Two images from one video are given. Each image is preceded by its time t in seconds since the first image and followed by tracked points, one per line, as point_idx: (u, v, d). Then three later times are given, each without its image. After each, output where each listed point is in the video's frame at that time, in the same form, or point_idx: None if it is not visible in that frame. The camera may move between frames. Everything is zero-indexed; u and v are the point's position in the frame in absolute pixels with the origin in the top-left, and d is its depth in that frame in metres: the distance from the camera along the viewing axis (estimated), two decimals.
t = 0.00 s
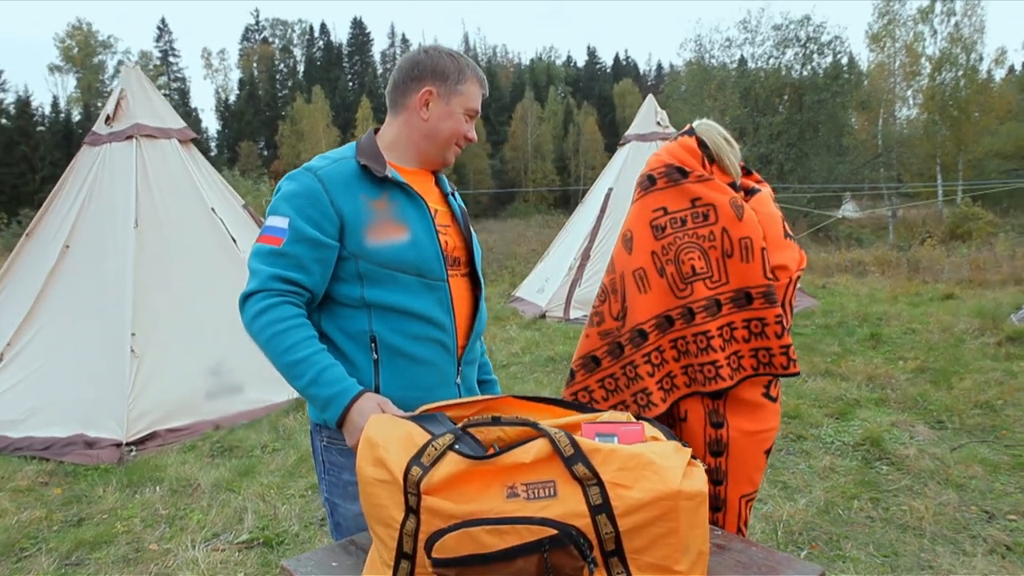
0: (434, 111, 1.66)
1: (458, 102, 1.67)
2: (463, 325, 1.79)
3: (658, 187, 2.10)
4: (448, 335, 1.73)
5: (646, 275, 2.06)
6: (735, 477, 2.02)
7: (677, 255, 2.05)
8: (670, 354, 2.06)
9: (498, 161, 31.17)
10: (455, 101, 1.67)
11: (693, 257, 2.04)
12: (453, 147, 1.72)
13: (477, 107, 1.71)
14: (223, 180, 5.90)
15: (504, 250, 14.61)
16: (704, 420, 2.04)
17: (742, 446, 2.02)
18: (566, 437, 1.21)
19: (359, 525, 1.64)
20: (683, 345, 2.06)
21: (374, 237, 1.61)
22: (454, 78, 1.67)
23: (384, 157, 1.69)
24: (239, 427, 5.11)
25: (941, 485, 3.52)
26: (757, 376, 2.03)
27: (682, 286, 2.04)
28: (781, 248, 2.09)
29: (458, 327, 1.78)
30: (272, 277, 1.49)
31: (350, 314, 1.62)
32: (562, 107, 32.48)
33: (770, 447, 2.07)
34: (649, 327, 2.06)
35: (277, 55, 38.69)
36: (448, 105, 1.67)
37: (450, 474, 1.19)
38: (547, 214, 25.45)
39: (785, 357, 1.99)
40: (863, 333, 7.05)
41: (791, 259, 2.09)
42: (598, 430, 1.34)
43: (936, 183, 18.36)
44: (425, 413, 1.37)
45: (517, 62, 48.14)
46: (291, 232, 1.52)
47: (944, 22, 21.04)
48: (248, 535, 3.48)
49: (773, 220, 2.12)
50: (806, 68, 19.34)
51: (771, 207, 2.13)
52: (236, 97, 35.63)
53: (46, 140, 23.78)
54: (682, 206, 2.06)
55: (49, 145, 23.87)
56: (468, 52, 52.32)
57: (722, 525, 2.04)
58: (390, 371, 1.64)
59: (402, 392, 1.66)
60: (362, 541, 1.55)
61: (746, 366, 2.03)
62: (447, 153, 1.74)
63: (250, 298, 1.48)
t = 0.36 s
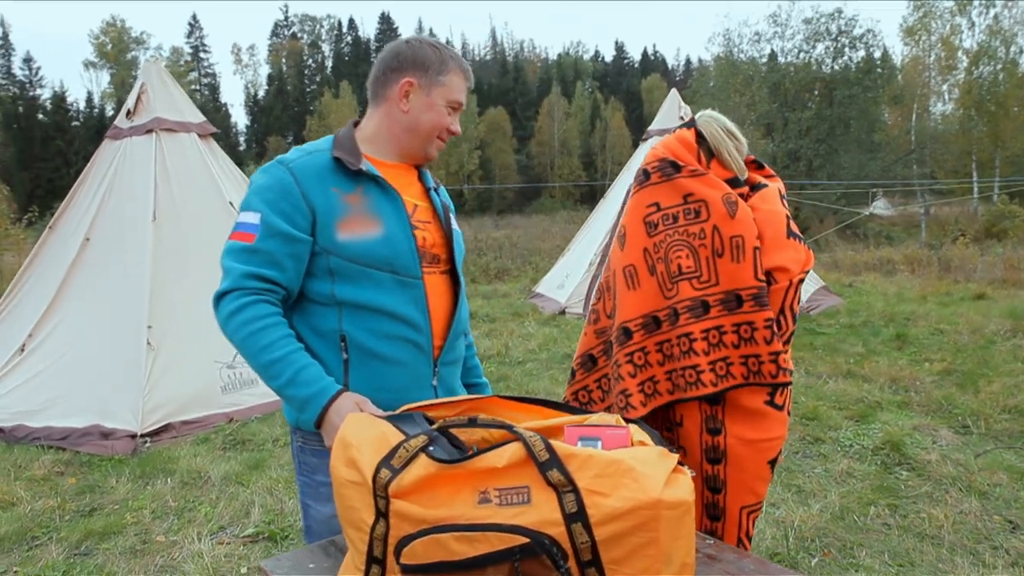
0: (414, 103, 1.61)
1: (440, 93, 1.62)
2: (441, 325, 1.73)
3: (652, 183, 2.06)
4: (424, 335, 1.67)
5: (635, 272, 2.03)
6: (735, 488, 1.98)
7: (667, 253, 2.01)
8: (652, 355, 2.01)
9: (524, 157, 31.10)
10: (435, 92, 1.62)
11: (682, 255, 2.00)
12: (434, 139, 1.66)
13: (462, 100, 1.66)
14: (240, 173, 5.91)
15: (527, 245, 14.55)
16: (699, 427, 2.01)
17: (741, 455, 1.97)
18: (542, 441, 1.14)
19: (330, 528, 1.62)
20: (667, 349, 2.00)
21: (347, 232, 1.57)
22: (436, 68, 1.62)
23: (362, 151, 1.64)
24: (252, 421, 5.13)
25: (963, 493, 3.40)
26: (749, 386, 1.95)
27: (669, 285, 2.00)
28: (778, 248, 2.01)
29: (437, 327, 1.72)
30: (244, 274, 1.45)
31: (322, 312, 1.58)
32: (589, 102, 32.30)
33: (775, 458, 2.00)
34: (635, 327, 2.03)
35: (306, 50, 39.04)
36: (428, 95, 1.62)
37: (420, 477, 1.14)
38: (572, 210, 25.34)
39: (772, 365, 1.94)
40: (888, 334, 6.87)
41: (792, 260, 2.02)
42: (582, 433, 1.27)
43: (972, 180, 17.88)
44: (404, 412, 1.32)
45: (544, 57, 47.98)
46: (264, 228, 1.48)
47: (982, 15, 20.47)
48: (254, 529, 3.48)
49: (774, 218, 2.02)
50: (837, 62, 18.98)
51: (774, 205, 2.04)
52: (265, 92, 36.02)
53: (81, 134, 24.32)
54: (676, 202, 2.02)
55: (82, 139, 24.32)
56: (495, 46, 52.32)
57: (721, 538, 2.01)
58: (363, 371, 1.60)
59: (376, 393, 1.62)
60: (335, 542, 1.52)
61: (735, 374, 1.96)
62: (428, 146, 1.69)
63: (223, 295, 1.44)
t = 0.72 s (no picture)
0: (356, 90, 1.57)
1: (381, 78, 1.57)
2: (397, 323, 1.67)
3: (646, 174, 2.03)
4: (378, 335, 1.62)
5: (623, 266, 2.02)
6: (736, 490, 1.95)
7: (658, 248, 1.98)
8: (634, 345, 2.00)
9: (547, 157, 31.08)
10: (375, 78, 1.57)
11: (672, 250, 1.96)
12: (381, 126, 1.61)
13: (405, 80, 1.60)
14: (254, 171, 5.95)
15: (548, 246, 14.50)
16: (698, 429, 1.98)
17: (741, 456, 1.94)
18: (525, 442, 1.10)
19: (287, 541, 1.58)
20: (651, 345, 1.98)
21: (295, 233, 1.52)
22: (373, 53, 1.57)
23: (305, 146, 1.59)
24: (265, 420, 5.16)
25: (986, 500, 3.30)
26: (745, 385, 1.91)
27: (659, 281, 1.98)
28: (778, 246, 1.94)
29: (392, 325, 1.66)
30: (195, 285, 1.41)
31: (271, 317, 1.54)
32: (612, 102, 32.14)
33: (779, 460, 1.96)
34: (622, 321, 2.01)
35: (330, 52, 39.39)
36: (369, 82, 1.56)
37: (398, 477, 1.10)
38: (595, 210, 25.22)
39: (761, 365, 1.88)
40: (912, 336, 6.73)
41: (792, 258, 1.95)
42: (570, 436, 1.22)
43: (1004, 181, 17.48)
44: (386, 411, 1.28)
45: (567, 58, 47.93)
46: (209, 234, 1.45)
47: (1016, 12, 20.00)
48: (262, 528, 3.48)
49: (772, 213, 1.96)
50: (864, 61, 18.67)
51: (774, 201, 1.97)
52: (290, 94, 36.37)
53: (110, 136, 24.75)
54: (669, 194, 1.99)
55: (111, 141, 24.78)
56: (519, 47, 52.31)
57: (723, 543, 1.97)
58: (318, 375, 1.56)
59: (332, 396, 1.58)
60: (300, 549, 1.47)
61: (724, 372, 1.92)
62: (375, 135, 1.64)
63: (173, 308, 1.42)
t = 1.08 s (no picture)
0: (285, 102, 1.46)
1: (310, 85, 1.47)
2: (332, 349, 1.59)
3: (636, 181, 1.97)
4: (313, 367, 1.54)
5: (615, 268, 1.97)
6: (741, 492, 1.89)
7: (649, 251, 1.92)
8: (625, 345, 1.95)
9: (566, 159, 31.08)
10: (303, 85, 1.46)
11: (662, 252, 1.90)
12: (317, 139, 1.51)
13: (335, 84, 1.51)
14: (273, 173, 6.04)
15: (566, 247, 14.50)
16: (700, 430, 1.92)
17: (744, 457, 1.88)
18: (531, 445, 1.09)
19: (219, 568, 1.52)
20: (640, 348, 1.93)
21: (232, 263, 1.42)
22: (297, 59, 1.46)
23: (237, 165, 1.48)
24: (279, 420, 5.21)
25: (1009, 509, 3.23)
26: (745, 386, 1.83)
27: (648, 283, 1.92)
28: (769, 246, 1.85)
29: (328, 352, 1.58)
30: (138, 321, 1.31)
31: (206, 349, 1.45)
32: (632, 104, 32.09)
33: (783, 460, 1.90)
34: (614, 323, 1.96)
35: (350, 54, 39.72)
36: (299, 91, 1.46)
37: (403, 479, 1.09)
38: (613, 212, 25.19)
39: (750, 365, 1.80)
40: (934, 341, 6.63)
41: (787, 257, 1.85)
42: (580, 440, 1.22)
43: None
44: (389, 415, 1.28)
45: (587, 59, 47.93)
46: (148, 265, 1.34)
47: None
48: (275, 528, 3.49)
49: (763, 211, 1.87)
50: (887, 62, 18.48)
51: (766, 200, 1.89)
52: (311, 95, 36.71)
53: (134, 137, 25.13)
54: (660, 197, 1.92)
55: (135, 143, 25.19)
56: (538, 48, 52.40)
57: (730, 546, 1.92)
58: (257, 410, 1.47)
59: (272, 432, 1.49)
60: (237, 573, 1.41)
61: (714, 374, 1.84)
62: (313, 145, 1.53)
63: (112, 348, 1.32)
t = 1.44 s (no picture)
0: (261, 108, 1.47)
1: (286, 90, 1.48)
2: (325, 347, 1.60)
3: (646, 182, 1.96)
4: (312, 368, 1.55)
5: (623, 270, 1.94)
6: (749, 491, 1.84)
7: (658, 252, 1.89)
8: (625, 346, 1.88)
9: (572, 161, 31.09)
10: (279, 89, 1.47)
11: (674, 254, 1.86)
12: (295, 142, 1.52)
13: (312, 88, 1.52)
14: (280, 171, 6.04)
15: (572, 248, 14.48)
16: (707, 429, 1.86)
17: (753, 454, 1.83)
18: (558, 447, 1.11)
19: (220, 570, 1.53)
20: (642, 348, 1.87)
21: (219, 272, 1.42)
22: (273, 64, 1.48)
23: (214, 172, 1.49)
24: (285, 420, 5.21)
25: (1017, 517, 3.24)
26: (757, 386, 1.79)
27: (655, 284, 1.88)
28: (782, 247, 1.82)
29: (322, 353, 1.59)
30: (121, 343, 1.31)
31: (198, 356, 1.44)
32: (638, 106, 32.10)
33: (791, 460, 1.86)
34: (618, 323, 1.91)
35: (358, 54, 39.82)
36: (274, 95, 1.47)
37: (432, 478, 1.11)
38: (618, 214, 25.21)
39: (761, 364, 1.77)
40: (942, 348, 6.63)
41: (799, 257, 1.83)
42: (604, 443, 1.24)
43: None
44: (411, 416, 1.30)
45: (593, 61, 47.98)
46: (128, 283, 1.33)
47: None
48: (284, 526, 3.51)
49: (774, 212, 1.85)
50: (896, 67, 18.42)
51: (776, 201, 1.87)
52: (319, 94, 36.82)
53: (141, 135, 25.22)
54: (670, 200, 1.89)
55: (142, 140, 25.23)
56: (546, 50, 52.50)
57: (733, 547, 1.86)
58: (245, 415, 1.48)
59: (255, 435, 1.49)
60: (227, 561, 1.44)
61: (726, 374, 1.80)
62: (290, 150, 1.54)
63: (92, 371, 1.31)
